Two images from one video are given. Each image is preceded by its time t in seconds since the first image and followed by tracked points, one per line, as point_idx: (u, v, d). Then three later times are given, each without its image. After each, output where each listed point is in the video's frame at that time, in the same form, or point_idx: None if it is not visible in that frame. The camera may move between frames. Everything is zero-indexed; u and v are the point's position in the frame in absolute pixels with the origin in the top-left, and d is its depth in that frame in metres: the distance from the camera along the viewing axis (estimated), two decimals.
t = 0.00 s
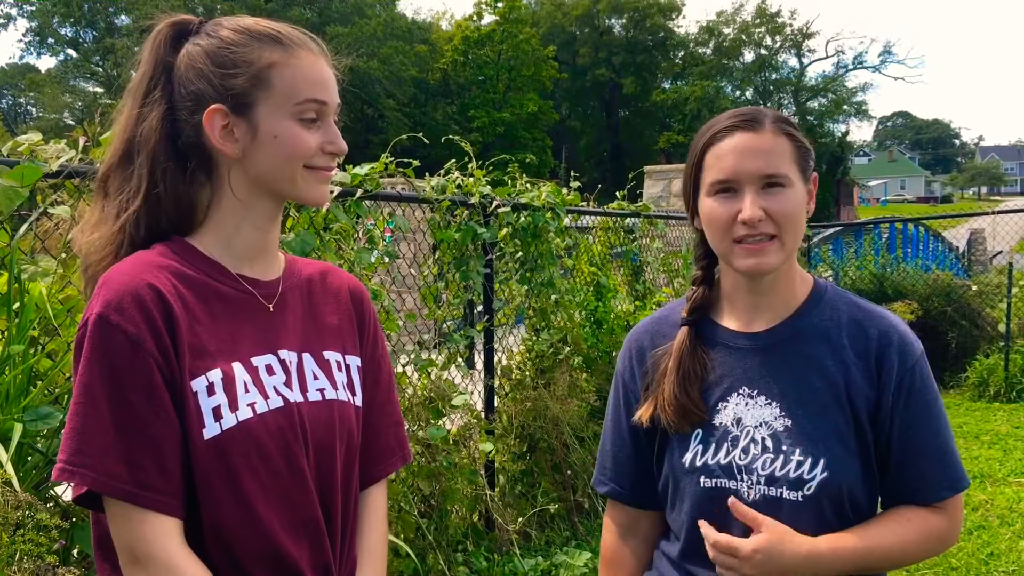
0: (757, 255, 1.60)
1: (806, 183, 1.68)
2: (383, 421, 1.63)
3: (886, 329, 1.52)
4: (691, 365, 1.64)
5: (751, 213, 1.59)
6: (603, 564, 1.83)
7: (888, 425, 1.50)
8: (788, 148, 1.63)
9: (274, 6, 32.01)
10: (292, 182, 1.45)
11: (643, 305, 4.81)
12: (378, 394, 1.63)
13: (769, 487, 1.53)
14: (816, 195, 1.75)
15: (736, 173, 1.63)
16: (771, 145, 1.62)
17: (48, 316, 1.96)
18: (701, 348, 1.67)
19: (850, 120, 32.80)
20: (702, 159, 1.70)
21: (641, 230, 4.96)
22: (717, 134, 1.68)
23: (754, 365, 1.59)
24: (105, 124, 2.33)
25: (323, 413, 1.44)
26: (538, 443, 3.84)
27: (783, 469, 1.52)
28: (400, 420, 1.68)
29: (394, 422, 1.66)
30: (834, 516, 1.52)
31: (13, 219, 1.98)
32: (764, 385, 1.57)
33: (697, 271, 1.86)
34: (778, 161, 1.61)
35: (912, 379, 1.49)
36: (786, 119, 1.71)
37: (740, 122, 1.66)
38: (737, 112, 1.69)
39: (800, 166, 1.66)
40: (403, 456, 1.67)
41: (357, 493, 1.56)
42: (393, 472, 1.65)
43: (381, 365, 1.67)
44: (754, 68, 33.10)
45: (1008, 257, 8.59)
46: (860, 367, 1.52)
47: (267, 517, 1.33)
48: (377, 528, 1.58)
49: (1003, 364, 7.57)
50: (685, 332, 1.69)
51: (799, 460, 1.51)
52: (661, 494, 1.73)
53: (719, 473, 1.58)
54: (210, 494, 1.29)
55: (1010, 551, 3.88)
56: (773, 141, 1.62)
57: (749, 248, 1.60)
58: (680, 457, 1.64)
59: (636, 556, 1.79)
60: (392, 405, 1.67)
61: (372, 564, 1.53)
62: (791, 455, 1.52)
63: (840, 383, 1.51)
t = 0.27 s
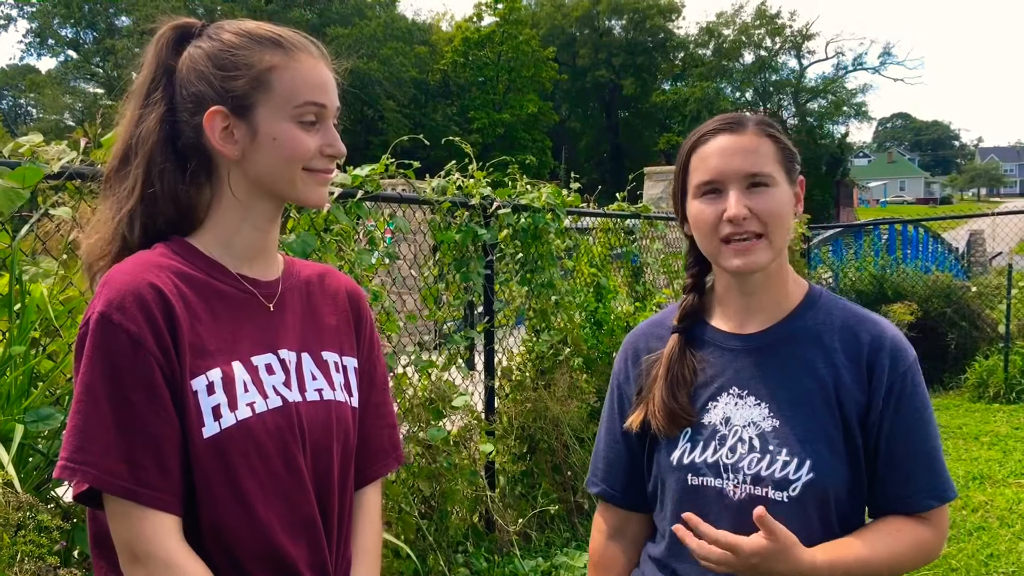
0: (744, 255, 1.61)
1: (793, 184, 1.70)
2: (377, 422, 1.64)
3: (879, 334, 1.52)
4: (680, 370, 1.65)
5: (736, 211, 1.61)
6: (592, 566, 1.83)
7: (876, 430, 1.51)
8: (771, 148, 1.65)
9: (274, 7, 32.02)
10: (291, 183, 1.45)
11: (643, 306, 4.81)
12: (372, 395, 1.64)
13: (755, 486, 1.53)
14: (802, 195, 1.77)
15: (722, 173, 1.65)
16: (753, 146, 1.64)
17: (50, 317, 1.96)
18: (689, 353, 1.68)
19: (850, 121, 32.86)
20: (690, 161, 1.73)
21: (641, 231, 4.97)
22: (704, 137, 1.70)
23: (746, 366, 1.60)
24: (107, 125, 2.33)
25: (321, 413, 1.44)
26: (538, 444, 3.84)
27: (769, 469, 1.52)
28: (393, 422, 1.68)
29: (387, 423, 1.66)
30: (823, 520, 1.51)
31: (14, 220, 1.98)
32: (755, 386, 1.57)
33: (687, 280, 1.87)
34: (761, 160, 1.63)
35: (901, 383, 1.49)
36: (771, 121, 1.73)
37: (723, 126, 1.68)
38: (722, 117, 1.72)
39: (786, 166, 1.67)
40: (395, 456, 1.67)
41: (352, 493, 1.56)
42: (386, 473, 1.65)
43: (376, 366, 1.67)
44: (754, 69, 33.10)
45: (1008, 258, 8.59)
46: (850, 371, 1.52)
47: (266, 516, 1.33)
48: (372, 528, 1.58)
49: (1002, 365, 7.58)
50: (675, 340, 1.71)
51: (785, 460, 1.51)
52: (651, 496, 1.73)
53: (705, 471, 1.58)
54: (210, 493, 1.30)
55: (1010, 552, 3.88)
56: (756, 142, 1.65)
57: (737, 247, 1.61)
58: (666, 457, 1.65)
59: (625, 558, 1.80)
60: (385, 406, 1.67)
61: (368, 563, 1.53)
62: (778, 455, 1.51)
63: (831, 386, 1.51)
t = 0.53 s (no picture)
0: (736, 252, 1.61)
1: (789, 184, 1.70)
2: (381, 421, 1.64)
3: (875, 338, 1.52)
4: (676, 373, 1.66)
5: (727, 208, 1.61)
6: (585, 564, 1.84)
7: (872, 433, 1.50)
8: (766, 148, 1.66)
9: (275, 7, 32.00)
10: (290, 182, 1.45)
11: (644, 306, 4.81)
12: (376, 394, 1.64)
13: (749, 486, 1.52)
14: (802, 196, 1.76)
15: (714, 172, 1.66)
16: (747, 145, 1.64)
17: (52, 316, 1.96)
18: (685, 354, 1.69)
19: (851, 121, 32.87)
20: (687, 162, 1.74)
21: (642, 231, 4.96)
22: (701, 136, 1.72)
23: (744, 367, 1.60)
24: (108, 124, 2.33)
25: (322, 412, 1.44)
26: (539, 443, 3.84)
27: (764, 469, 1.51)
28: (395, 420, 1.69)
29: (390, 421, 1.67)
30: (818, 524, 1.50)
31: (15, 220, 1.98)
32: (752, 387, 1.57)
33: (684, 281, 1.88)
34: (755, 159, 1.64)
35: (898, 386, 1.48)
36: (769, 121, 1.73)
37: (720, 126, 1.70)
38: (720, 118, 1.73)
39: (782, 165, 1.67)
40: (395, 456, 1.67)
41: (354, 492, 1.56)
42: (387, 472, 1.65)
43: (379, 365, 1.67)
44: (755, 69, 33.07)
45: (1009, 258, 8.58)
46: (847, 374, 1.51)
47: (265, 514, 1.33)
48: (372, 527, 1.58)
49: (1004, 364, 7.57)
50: (671, 342, 1.71)
51: (780, 461, 1.50)
52: (645, 492, 1.73)
53: (700, 470, 1.58)
54: (210, 491, 1.30)
55: (1011, 552, 3.87)
56: (751, 141, 1.65)
57: (728, 245, 1.62)
58: (661, 456, 1.66)
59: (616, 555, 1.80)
60: (388, 405, 1.67)
61: (368, 562, 1.53)
62: (773, 456, 1.51)
63: (827, 388, 1.51)
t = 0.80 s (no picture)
0: (734, 244, 1.60)
1: (791, 183, 1.70)
2: (397, 418, 1.63)
3: (874, 338, 1.54)
4: (681, 366, 1.64)
5: (726, 201, 1.61)
6: (582, 562, 1.84)
7: (874, 432, 1.51)
8: (767, 145, 1.66)
9: (275, 7, 31.98)
10: (268, 171, 1.41)
11: (646, 305, 4.80)
12: (392, 392, 1.63)
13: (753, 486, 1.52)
14: (804, 196, 1.76)
15: (714, 167, 1.66)
16: (748, 141, 1.65)
17: (54, 315, 1.95)
18: (689, 349, 1.68)
19: (852, 120, 32.87)
20: (689, 159, 1.75)
21: (643, 230, 4.96)
22: (705, 133, 1.72)
23: (746, 366, 1.59)
24: (109, 124, 2.33)
25: (327, 409, 1.43)
26: (541, 443, 3.85)
27: (769, 468, 1.52)
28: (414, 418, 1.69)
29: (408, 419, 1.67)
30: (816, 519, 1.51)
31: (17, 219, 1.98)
32: (753, 386, 1.57)
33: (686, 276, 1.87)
34: (756, 155, 1.64)
35: (897, 385, 1.50)
36: (772, 121, 1.74)
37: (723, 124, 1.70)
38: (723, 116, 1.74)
39: (783, 164, 1.67)
40: (416, 452, 1.66)
41: (366, 491, 1.56)
42: (405, 468, 1.65)
43: (396, 363, 1.66)
44: (756, 68, 33.03)
45: (1011, 257, 8.56)
46: (847, 374, 1.52)
47: (266, 512, 1.32)
48: (385, 526, 1.57)
49: (1006, 363, 7.56)
50: (673, 336, 1.70)
51: (785, 461, 1.51)
52: (645, 491, 1.72)
53: (704, 471, 1.57)
54: (210, 489, 1.29)
55: (1014, 551, 3.87)
56: (752, 137, 1.66)
57: (726, 237, 1.61)
58: (664, 455, 1.64)
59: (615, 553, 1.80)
60: (406, 404, 1.66)
61: (378, 562, 1.51)
62: (778, 456, 1.52)
63: (828, 387, 1.52)
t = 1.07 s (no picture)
0: (733, 260, 1.63)
1: (784, 186, 1.70)
2: (412, 421, 1.62)
3: (870, 333, 1.56)
4: (678, 361, 1.65)
5: (724, 218, 1.62)
6: (580, 563, 1.84)
7: (870, 427, 1.53)
8: (761, 154, 1.66)
9: (274, 7, 31.96)
10: (257, 174, 1.43)
11: (646, 305, 4.80)
12: (407, 395, 1.62)
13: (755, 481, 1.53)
14: (797, 196, 1.77)
15: (710, 181, 1.66)
16: (742, 152, 1.65)
17: (54, 317, 1.95)
18: (685, 343, 1.68)
19: (851, 120, 32.88)
20: (682, 168, 1.74)
21: (643, 230, 4.95)
22: (697, 142, 1.72)
23: (741, 363, 1.60)
24: (109, 125, 2.33)
25: (330, 410, 1.41)
26: (541, 443, 3.84)
27: (768, 463, 1.53)
28: (433, 420, 1.67)
29: (426, 422, 1.65)
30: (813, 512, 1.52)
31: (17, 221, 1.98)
32: (750, 382, 1.58)
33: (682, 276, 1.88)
34: (751, 168, 1.64)
35: (892, 381, 1.53)
36: (764, 124, 1.73)
37: (714, 133, 1.69)
38: (713, 121, 1.73)
39: (776, 169, 1.68)
40: (432, 456, 1.64)
41: (376, 492, 1.55)
42: (422, 471, 1.63)
43: (411, 364, 1.64)
44: (756, 68, 33.05)
45: (1011, 256, 8.56)
46: (844, 369, 1.54)
47: (264, 511, 1.32)
48: (395, 528, 1.55)
49: (1006, 363, 7.56)
50: (670, 330, 1.70)
51: (784, 454, 1.53)
52: (644, 492, 1.71)
53: (705, 467, 1.57)
54: (208, 487, 1.30)
55: (1015, 551, 3.86)
56: (745, 148, 1.65)
57: (726, 253, 1.64)
58: (665, 452, 1.64)
59: (613, 554, 1.80)
60: (422, 407, 1.65)
61: (388, 564, 1.49)
62: (778, 450, 1.53)
63: (825, 382, 1.53)
